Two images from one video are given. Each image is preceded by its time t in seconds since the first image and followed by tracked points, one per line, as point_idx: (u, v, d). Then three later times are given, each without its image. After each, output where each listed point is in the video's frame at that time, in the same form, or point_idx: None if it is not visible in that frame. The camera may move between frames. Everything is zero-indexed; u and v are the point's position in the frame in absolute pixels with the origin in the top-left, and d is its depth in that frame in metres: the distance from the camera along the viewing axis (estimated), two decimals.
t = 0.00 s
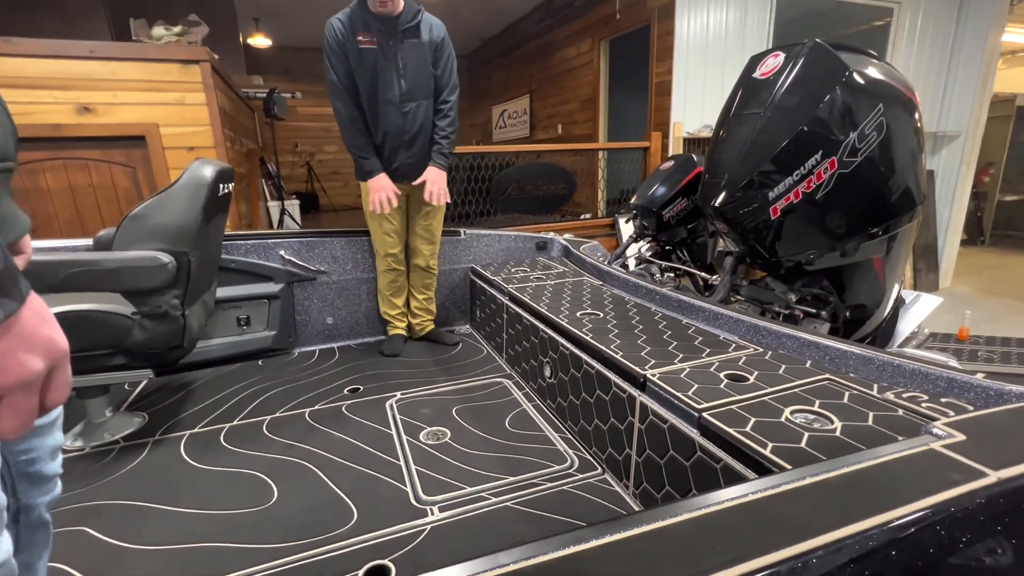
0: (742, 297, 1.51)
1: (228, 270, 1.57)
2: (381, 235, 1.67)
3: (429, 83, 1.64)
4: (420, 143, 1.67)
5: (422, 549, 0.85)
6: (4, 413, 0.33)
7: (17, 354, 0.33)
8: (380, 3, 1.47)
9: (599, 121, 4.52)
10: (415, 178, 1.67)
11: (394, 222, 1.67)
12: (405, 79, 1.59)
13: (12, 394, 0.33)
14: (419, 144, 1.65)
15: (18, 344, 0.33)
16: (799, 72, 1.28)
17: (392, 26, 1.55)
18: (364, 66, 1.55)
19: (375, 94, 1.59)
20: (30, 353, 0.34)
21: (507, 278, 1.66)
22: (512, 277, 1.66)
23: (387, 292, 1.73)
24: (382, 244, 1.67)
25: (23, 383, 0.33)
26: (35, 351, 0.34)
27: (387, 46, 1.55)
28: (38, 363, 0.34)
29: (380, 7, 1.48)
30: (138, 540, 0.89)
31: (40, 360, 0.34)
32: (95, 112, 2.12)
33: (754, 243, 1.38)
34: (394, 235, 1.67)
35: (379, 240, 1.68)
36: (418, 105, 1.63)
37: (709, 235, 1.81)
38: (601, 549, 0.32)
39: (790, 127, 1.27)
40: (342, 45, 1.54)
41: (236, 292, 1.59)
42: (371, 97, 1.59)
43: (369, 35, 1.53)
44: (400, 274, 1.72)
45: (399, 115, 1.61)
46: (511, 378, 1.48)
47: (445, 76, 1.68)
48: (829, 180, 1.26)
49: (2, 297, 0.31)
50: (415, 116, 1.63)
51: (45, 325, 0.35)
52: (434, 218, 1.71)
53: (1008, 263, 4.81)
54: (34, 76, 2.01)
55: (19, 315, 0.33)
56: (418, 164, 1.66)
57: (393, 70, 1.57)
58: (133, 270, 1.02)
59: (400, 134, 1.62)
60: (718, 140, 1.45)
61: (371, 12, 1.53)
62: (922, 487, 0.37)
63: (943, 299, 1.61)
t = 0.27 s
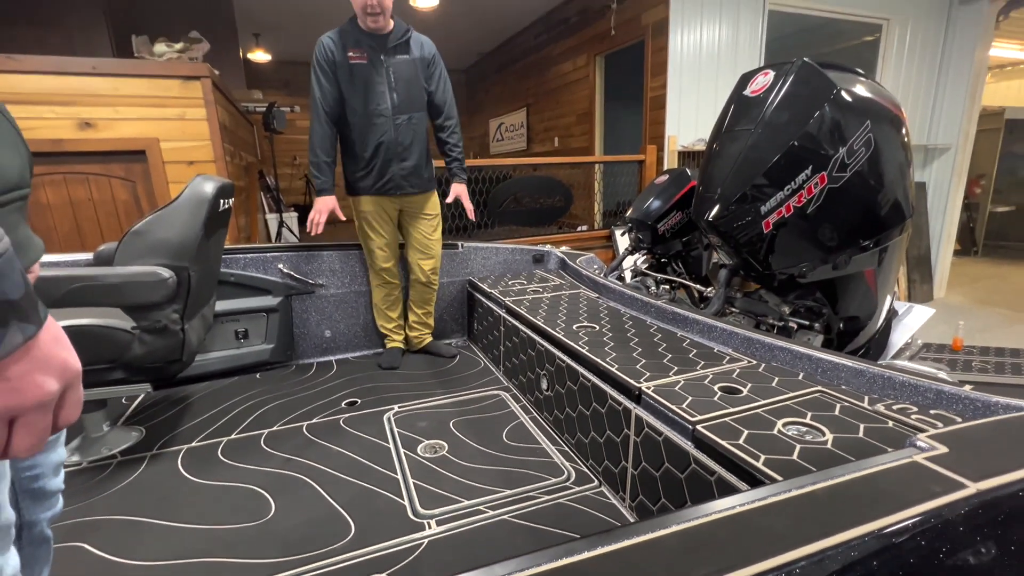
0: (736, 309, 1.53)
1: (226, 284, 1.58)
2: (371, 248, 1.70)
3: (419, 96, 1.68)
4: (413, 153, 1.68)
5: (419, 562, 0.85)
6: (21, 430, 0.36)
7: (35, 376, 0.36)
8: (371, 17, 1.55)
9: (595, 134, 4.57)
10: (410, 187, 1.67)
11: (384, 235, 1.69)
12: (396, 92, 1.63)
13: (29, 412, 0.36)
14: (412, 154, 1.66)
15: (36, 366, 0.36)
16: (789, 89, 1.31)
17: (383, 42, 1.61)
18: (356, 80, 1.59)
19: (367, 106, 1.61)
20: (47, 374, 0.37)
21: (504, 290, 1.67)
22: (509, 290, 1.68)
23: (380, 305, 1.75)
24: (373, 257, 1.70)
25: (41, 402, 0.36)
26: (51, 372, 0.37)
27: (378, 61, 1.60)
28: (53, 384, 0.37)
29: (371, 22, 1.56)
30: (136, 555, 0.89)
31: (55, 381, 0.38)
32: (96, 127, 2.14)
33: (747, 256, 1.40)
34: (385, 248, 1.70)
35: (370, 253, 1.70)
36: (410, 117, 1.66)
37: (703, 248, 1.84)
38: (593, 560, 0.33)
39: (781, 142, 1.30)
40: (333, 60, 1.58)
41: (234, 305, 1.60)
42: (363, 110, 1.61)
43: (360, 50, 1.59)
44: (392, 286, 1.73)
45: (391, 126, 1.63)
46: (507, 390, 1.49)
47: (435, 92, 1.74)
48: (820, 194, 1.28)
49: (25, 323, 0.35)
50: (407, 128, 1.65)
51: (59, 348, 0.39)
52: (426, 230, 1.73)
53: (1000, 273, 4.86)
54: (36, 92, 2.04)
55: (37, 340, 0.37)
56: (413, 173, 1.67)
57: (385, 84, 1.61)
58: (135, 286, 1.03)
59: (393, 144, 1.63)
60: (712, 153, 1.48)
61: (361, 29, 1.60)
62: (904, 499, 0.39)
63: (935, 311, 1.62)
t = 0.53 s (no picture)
0: (734, 318, 1.54)
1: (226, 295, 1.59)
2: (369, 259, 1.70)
3: (416, 107, 1.71)
4: (411, 161, 1.69)
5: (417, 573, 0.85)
6: (34, 436, 0.40)
7: (47, 386, 0.40)
8: (369, 30, 1.58)
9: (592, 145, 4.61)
10: (408, 195, 1.68)
11: (381, 246, 1.70)
12: (393, 102, 1.66)
13: (40, 420, 0.40)
14: (409, 163, 1.68)
15: (48, 377, 0.41)
16: (783, 101, 1.33)
17: (379, 55, 1.65)
18: (353, 91, 1.62)
19: (364, 116, 1.63)
20: (57, 385, 0.41)
21: (502, 300, 1.68)
22: (507, 300, 1.68)
23: (378, 315, 1.76)
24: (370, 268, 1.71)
25: (51, 410, 0.40)
26: (61, 383, 0.42)
27: (374, 73, 1.64)
28: (62, 394, 0.42)
29: (369, 35, 1.60)
30: (133, 567, 0.89)
31: (65, 391, 0.42)
32: (98, 140, 2.16)
33: (744, 266, 1.41)
34: (382, 259, 1.71)
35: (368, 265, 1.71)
36: (406, 127, 1.68)
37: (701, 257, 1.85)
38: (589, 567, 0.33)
39: (776, 153, 1.31)
40: (330, 72, 1.60)
41: (234, 316, 1.61)
42: (361, 119, 1.63)
43: (357, 63, 1.62)
44: (390, 297, 1.74)
45: (389, 135, 1.65)
46: (506, 400, 1.49)
47: (431, 104, 1.78)
48: (814, 205, 1.30)
49: (39, 338, 0.39)
50: (404, 137, 1.68)
51: (70, 362, 0.43)
52: (423, 241, 1.74)
53: (996, 281, 4.88)
54: (39, 106, 2.06)
55: (49, 354, 0.41)
56: (411, 181, 1.68)
57: (381, 94, 1.64)
58: (134, 297, 1.04)
59: (390, 153, 1.65)
60: (708, 163, 1.49)
61: (358, 43, 1.63)
62: (897, 507, 0.39)
63: (931, 319, 1.63)
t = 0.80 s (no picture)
0: (732, 326, 1.54)
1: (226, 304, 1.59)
2: (370, 268, 1.70)
3: (415, 116, 1.74)
4: (411, 169, 1.71)
5: None
6: (42, 442, 0.41)
7: (57, 393, 0.41)
8: (370, 41, 1.61)
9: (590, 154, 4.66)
10: (409, 203, 1.69)
11: (383, 255, 1.70)
12: (392, 112, 1.68)
13: (50, 426, 0.41)
14: (409, 171, 1.70)
15: (57, 385, 0.41)
16: (777, 112, 1.35)
17: (378, 66, 1.67)
18: (353, 100, 1.64)
19: (364, 125, 1.65)
20: (66, 393, 0.42)
21: (501, 309, 1.68)
22: (506, 308, 1.69)
23: (378, 324, 1.75)
24: (371, 277, 1.70)
25: (60, 417, 0.41)
26: (70, 390, 0.42)
27: (373, 83, 1.66)
28: (71, 401, 0.42)
29: (370, 46, 1.62)
30: None
31: (74, 398, 0.43)
32: (98, 150, 2.17)
33: (741, 274, 1.42)
34: (383, 268, 1.71)
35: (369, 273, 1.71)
36: (406, 136, 1.70)
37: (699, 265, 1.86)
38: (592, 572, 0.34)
39: (772, 163, 1.33)
40: (330, 83, 1.62)
41: (234, 325, 1.61)
42: (361, 128, 1.65)
43: (356, 73, 1.64)
44: (391, 306, 1.74)
45: (389, 143, 1.67)
46: (505, 409, 1.49)
47: (429, 114, 1.80)
48: (810, 214, 1.31)
49: (50, 345, 0.40)
50: (404, 145, 1.70)
51: (79, 369, 0.44)
52: (424, 249, 1.75)
53: (993, 289, 4.90)
54: (41, 117, 2.08)
55: (59, 361, 0.42)
56: (411, 189, 1.70)
57: (381, 104, 1.66)
58: (135, 306, 1.04)
59: (391, 161, 1.66)
60: (705, 173, 1.51)
61: (357, 55, 1.66)
62: (894, 512, 0.40)
63: (926, 326, 1.64)
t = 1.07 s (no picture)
0: (731, 333, 1.55)
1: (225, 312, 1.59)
2: (370, 276, 1.70)
3: (415, 126, 1.75)
4: (412, 178, 1.72)
5: None
6: (49, 450, 0.41)
7: (63, 401, 0.41)
8: (373, 53, 1.62)
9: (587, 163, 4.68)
10: (409, 211, 1.70)
11: (383, 263, 1.70)
12: (393, 121, 1.69)
13: (56, 435, 0.41)
14: (409, 180, 1.71)
15: (64, 393, 0.41)
16: (774, 121, 1.36)
17: (379, 77, 1.69)
18: (355, 109, 1.64)
19: (366, 133, 1.66)
20: (73, 400, 0.42)
21: (500, 317, 1.68)
22: (505, 316, 1.69)
23: (378, 332, 1.75)
24: (372, 285, 1.70)
25: (66, 425, 0.41)
26: (77, 399, 0.42)
27: (375, 93, 1.68)
28: (78, 409, 0.42)
29: (371, 57, 1.63)
30: None
31: (81, 406, 0.43)
32: (98, 158, 2.17)
33: (740, 281, 1.43)
34: (383, 276, 1.71)
35: (369, 282, 1.70)
36: (406, 145, 1.72)
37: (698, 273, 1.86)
38: None
39: (769, 171, 1.34)
40: (333, 91, 1.62)
41: (233, 333, 1.60)
42: (362, 136, 1.65)
43: (358, 82, 1.66)
44: (392, 314, 1.73)
45: (390, 152, 1.68)
46: (504, 417, 1.49)
47: (428, 124, 1.82)
48: (808, 222, 1.32)
49: (58, 353, 0.40)
50: (405, 154, 1.71)
51: (86, 377, 0.44)
52: (423, 257, 1.76)
53: (989, 296, 4.92)
54: (42, 126, 2.08)
55: (67, 369, 0.42)
56: (411, 198, 1.71)
57: (383, 113, 1.68)
58: (134, 314, 1.04)
59: (391, 169, 1.67)
60: (703, 181, 1.52)
61: (358, 65, 1.67)
62: (894, 520, 0.40)
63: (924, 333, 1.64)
